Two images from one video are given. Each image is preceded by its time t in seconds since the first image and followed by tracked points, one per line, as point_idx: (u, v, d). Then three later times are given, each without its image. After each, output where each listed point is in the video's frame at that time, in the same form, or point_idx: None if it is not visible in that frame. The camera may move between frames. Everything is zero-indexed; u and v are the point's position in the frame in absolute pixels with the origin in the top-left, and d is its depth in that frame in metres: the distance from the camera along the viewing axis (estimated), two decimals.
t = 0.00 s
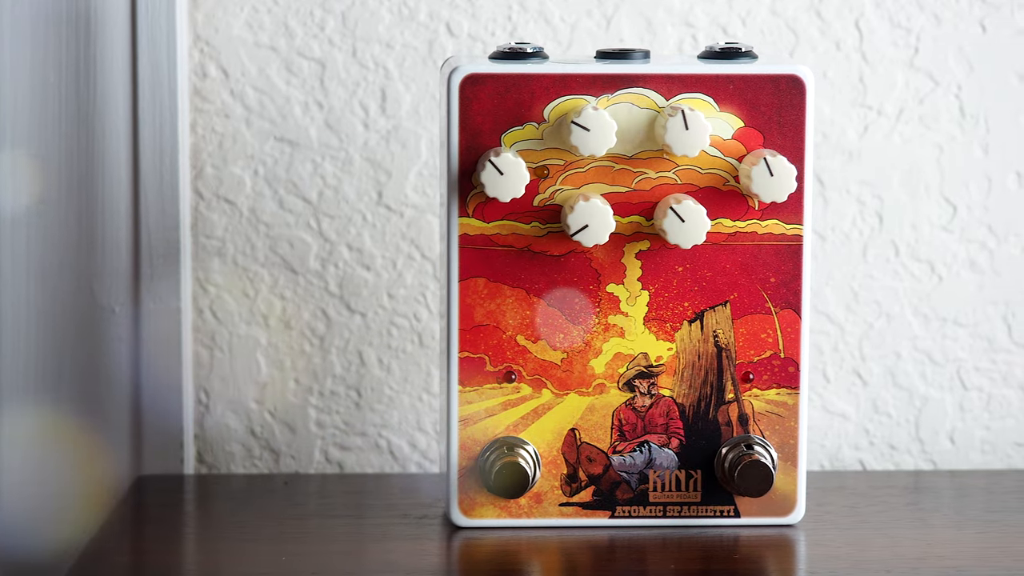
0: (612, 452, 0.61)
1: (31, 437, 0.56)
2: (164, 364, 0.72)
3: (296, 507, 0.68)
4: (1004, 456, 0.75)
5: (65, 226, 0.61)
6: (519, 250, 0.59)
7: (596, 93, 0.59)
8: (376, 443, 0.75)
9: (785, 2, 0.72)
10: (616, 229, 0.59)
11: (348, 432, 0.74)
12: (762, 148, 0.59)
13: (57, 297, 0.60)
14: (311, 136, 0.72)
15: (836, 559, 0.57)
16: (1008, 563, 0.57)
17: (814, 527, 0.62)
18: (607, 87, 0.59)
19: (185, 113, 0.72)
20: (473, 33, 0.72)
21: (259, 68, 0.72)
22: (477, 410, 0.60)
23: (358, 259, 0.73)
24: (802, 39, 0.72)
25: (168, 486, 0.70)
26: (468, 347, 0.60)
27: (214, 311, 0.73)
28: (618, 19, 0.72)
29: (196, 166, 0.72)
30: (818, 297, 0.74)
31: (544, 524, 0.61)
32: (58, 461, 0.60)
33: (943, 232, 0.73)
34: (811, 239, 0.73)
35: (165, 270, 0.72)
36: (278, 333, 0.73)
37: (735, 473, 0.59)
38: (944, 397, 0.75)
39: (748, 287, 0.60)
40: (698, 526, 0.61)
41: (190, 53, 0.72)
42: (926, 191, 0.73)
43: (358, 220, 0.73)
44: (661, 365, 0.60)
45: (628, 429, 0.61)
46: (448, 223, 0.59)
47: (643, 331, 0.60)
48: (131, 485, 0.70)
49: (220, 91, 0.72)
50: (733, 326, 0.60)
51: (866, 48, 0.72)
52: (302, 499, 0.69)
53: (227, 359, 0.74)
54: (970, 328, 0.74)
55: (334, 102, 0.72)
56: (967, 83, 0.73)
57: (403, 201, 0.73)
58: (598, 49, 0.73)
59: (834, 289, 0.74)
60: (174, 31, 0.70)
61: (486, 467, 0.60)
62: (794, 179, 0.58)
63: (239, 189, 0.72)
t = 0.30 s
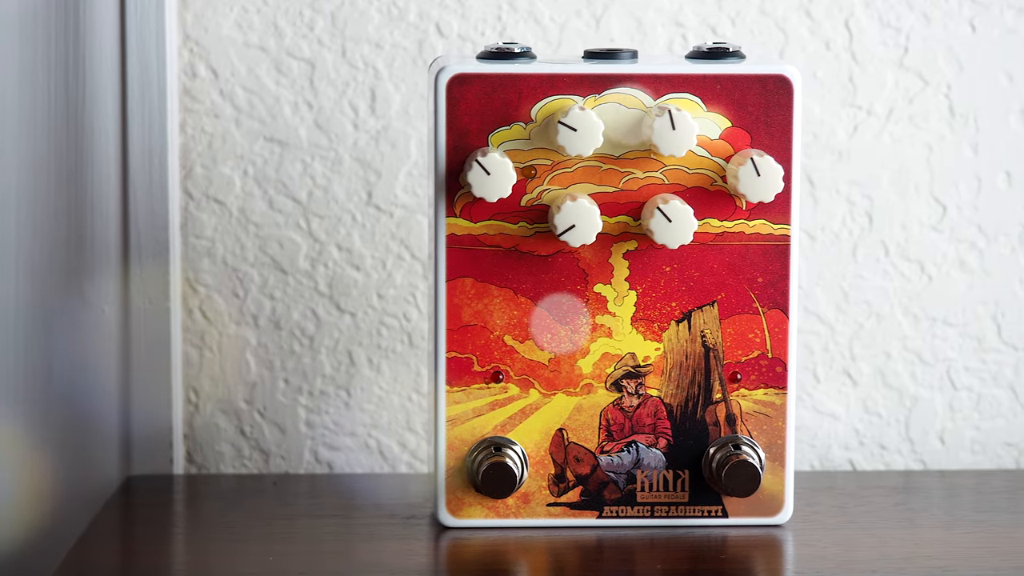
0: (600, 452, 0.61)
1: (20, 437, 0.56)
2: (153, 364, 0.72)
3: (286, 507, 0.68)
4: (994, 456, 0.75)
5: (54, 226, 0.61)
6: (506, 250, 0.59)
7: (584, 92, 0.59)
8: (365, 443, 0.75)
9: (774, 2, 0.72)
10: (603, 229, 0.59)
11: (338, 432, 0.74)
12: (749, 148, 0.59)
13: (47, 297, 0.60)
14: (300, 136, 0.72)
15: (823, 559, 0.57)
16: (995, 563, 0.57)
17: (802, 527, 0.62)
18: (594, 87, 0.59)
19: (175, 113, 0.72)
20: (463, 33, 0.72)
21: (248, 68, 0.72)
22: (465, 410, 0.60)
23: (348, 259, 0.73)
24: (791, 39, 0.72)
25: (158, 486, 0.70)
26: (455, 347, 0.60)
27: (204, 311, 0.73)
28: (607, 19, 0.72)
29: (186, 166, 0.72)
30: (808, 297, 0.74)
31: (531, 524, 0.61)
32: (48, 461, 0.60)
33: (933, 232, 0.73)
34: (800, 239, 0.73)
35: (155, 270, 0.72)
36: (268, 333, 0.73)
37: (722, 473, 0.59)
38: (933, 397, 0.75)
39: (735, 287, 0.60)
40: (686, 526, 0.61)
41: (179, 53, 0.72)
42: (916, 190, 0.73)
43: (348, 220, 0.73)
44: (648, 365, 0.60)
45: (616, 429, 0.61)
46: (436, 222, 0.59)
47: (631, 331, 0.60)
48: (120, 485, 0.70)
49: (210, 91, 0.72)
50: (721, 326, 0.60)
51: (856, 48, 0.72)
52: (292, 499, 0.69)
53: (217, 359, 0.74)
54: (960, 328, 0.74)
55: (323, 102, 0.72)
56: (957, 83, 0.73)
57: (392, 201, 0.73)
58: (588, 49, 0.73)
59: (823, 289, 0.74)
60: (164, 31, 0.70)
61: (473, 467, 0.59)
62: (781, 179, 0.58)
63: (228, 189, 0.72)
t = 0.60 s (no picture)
0: (588, 452, 0.61)
1: (9, 436, 0.56)
2: (143, 365, 0.72)
3: (275, 507, 0.68)
4: (984, 456, 0.75)
5: (43, 226, 0.61)
6: (494, 250, 0.59)
7: (571, 92, 0.59)
8: (355, 443, 0.75)
9: (765, 2, 0.72)
10: (591, 229, 0.59)
11: (328, 432, 0.74)
12: (737, 148, 0.59)
13: (36, 297, 0.60)
14: (290, 136, 0.72)
15: (811, 560, 0.57)
16: (982, 563, 0.57)
17: (790, 527, 0.62)
18: (582, 87, 0.59)
19: (165, 113, 0.72)
20: (453, 33, 0.72)
21: (238, 68, 0.72)
22: (453, 410, 0.60)
23: (338, 259, 0.73)
24: (782, 39, 0.72)
25: (147, 486, 0.70)
26: (443, 347, 0.60)
27: (194, 311, 0.73)
28: (598, 19, 0.72)
29: (176, 166, 0.72)
30: (798, 297, 0.74)
31: (519, 525, 0.61)
32: (38, 460, 0.60)
33: (923, 232, 0.73)
34: (791, 240, 0.73)
35: (144, 270, 0.72)
36: (258, 333, 0.73)
37: (710, 473, 0.59)
38: (924, 398, 0.75)
39: (723, 287, 0.60)
40: (674, 526, 0.61)
41: (169, 53, 0.72)
42: (906, 191, 0.73)
43: (338, 220, 0.73)
44: (636, 365, 0.60)
45: (604, 429, 0.61)
46: (423, 222, 0.59)
47: (619, 331, 0.60)
48: (110, 485, 0.70)
49: (200, 91, 0.72)
50: (709, 326, 0.60)
51: (846, 49, 0.72)
52: (282, 499, 0.69)
53: (206, 359, 0.74)
54: (950, 328, 0.74)
55: (313, 102, 0.72)
56: (947, 84, 0.73)
57: (382, 201, 0.73)
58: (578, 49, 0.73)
59: (814, 289, 0.74)
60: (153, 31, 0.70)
61: (461, 467, 0.59)
62: (769, 179, 0.58)
63: (218, 189, 0.72)
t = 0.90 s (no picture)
0: (576, 452, 0.61)
1: None
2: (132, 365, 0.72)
3: (266, 507, 0.68)
4: (975, 456, 0.75)
5: (33, 226, 0.61)
6: (483, 250, 0.59)
7: (559, 92, 0.59)
8: (346, 444, 0.75)
9: (755, 2, 0.72)
10: (579, 229, 0.59)
11: (319, 432, 0.74)
12: (725, 148, 0.59)
13: (25, 298, 0.60)
14: (281, 136, 0.72)
15: (799, 560, 0.57)
16: (970, 563, 0.57)
17: (779, 528, 0.62)
18: (570, 87, 0.59)
19: (155, 114, 0.72)
20: (443, 33, 0.72)
21: (228, 68, 0.72)
22: (441, 410, 0.60)
23: (328, 259, 0.73)
24: (772, 39, 0.72)
25: (138, 486, 0.70)
26: (432, 348, 0.60)
27: (184, 312, 0.73)
28: (588, 19, 0.72)
29: (166, 166, 0.72)
30: (788, 297, 0.74)
31: (508, 525, 0.61)
32: (28, 461, 0.60)
33: (913, 232, 0.73)
34: (781, 240, 0.73)
35: (134, 270, 0.72)
36: (248, 333, 0.73)
37: (699, 473, 0.59)
38: (914, 398, 0.75)
39: (712, 287, 0.60)
40: (663, 526, 0.61)
41: (159, 53, 0.71)
42: (897, 191, 0.73)
43: (328, 220, 0.73)
44: (625, 365, 0.60)
45: (592, 429, 0.61)
46: (412, 222, 0.59)
47: (607, 331, 0.60)
48: (100, 485, 0.70)
49: (190, 91, 0.72)
50: (697, 326, 0.60)
51: (836, 49, 0.72)
52: (272, 499, 0.69)
53: (197, 359, 0.74)
54: (940, 328, 0.74)
55: (303, 103, 0.72)
56: (937, 83, 0.73)
57: (373, 201, 0.73)
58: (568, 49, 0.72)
59: (804, 289, 0.74)
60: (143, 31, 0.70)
61: (449, 467, 0.59)
62: (757, 179, 0.58)
63: (208, 189, 0.72)
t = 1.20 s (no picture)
0: (565, 452, 0.61)
1: None
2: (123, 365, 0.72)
3: (256, 507, 0.68)
4: (965, 456, 0.75)
5: (23, 227, 0.61)
6: (472, 250, 0.59)
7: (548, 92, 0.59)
8: (337, 444, 0.75)
9: (746, 2, 0.72)
10: (568, 229, 0.59)
11: (309, 432, 0.74)
12: (714, 148, 0.59)
13: (16, 298, 0.60)
14: (271, 136, 0.72)
15: (787, 560, 0.57)
16: (958, 563, 0.57)
17: (769, 528, 0.62)
18: (559, 87, 0.59)
19: (145, 113, 0.72)
20: (434, 33, 0.72)
21: (219, 68, 0.72)
22: (430, 411, 0.60)
23: (319, 259, 0.73)
24: (763, 39, 0.72)
25: (128, 486, 0.70)
26: (420, 348, 0.60)
27: (175, 311, 0.73)
28: (579, 19, 0.72)
29: (157, 166, 0.72)
30: (779, 297, 0.74)
31: (497, 525, 0.61)
32: (19, 460, 0.60)
33: (904, 232, 0.73)
34: (772, 240, 0.73)
35: (125, 271, 0.71)
36: (239, 333, 0.73)
37: (688, 473, 0.59)
38: (905, 398, 0.75)
39: (701, 287, 0.60)
40: (652, 526, 0.61)
41: (150, 53, 0.71)
42: (888, 191, 0.73)
43: (319, 220, 0.73)
44: (614, 365, 0.60)
45: (582, 429, 0.61)
46: (401, 222, 0.59)
47: (596, 331, 0.60)
48: (91, 485, 0.70)
49: (181, 91, 0.72)
50: (686, 326, 0.60)
51: (827, 49, 0.72)
52: (263, 499, 0.69)
53: (188, 359, 0.74)
54: (932, 328, 0.74)
55: (294, 102, 0.72)
56: (929, 84, 0.73)
57: (363, 201, 0.73)
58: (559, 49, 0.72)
59: (795, 289, 0.74)
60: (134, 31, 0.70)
61: (438, 467, 0.59)
62: (745, 179, 0.58)
63: (199, 189, 0.72)
